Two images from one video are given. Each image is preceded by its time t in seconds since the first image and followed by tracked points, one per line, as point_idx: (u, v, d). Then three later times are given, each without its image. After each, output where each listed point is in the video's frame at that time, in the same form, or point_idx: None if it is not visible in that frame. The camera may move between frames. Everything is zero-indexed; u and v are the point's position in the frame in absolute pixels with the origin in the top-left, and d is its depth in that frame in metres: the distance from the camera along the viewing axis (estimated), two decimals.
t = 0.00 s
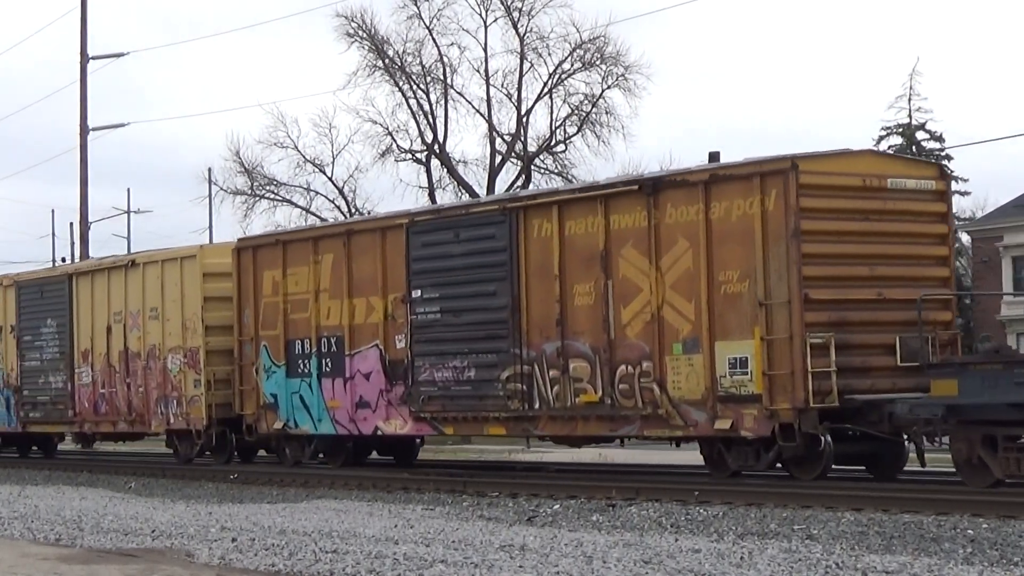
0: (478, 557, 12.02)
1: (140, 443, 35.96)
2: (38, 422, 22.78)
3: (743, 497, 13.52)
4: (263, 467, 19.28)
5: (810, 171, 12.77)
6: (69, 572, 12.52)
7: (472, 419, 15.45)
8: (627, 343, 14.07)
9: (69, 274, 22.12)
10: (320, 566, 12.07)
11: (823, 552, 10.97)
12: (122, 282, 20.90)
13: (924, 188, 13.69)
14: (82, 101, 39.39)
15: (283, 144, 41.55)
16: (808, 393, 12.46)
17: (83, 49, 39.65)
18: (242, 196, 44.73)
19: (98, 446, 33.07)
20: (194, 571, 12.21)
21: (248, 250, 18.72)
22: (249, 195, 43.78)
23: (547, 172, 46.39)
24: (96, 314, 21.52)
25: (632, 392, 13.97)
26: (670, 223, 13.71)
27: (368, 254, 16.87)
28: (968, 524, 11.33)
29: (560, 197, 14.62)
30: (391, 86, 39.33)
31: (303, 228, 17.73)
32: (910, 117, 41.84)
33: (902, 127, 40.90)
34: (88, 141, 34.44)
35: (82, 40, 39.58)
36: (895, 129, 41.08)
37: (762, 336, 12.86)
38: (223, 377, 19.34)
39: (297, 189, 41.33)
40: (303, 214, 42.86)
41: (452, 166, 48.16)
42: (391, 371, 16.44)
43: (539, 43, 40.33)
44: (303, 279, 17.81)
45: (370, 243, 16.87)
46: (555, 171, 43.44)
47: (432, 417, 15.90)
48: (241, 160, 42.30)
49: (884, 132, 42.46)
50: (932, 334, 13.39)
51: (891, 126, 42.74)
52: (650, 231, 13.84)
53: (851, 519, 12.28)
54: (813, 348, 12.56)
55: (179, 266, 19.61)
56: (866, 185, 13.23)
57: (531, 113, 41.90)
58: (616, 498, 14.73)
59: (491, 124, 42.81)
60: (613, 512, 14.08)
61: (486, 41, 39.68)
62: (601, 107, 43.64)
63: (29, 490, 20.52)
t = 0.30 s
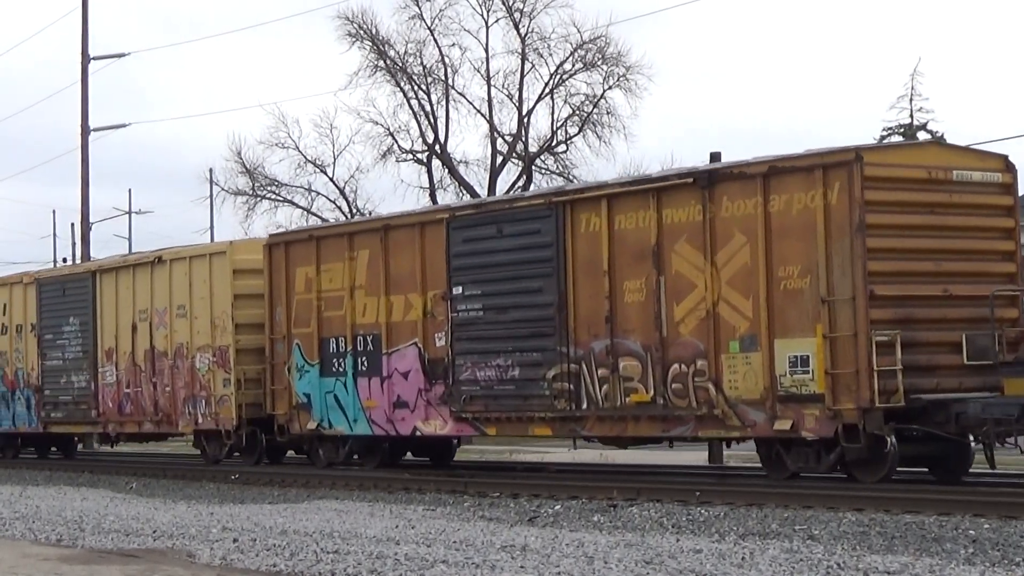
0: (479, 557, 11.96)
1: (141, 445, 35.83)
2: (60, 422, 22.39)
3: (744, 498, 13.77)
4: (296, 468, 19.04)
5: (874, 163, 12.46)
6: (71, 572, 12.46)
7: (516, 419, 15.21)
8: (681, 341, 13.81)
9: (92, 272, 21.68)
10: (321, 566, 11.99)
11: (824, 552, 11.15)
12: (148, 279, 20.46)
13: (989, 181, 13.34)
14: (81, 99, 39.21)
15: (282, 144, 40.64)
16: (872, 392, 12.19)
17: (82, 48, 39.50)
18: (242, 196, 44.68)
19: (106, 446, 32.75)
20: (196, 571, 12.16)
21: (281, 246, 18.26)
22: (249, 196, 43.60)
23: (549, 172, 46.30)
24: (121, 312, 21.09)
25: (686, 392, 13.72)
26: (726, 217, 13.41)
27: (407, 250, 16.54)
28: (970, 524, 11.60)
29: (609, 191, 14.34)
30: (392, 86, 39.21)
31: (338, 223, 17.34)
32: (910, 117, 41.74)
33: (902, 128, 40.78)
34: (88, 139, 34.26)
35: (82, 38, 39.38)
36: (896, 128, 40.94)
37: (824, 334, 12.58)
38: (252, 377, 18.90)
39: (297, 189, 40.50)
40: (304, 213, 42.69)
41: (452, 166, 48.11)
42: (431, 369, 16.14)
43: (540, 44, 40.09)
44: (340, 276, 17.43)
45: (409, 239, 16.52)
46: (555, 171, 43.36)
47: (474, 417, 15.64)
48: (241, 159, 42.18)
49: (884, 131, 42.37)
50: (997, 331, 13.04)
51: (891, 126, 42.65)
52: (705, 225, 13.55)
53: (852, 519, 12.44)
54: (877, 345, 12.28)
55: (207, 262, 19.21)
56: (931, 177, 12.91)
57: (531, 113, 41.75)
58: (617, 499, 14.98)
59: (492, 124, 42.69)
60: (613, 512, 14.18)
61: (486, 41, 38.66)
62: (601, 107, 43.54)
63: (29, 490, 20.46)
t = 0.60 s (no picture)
0: (478, 557, 11.87)
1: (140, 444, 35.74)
2: (81, 422, 22.07)
3: (744, 498, 13.87)
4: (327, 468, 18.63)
5: (943, 154, 11.95)
6: (70, 572, 12.37)
7: (561, 419, 14.76)
8: (735, 339, 13.31)
9: (114, 268, 21.42)
10: (321, 566, 11.90)
11: (823, 552, 11.14)
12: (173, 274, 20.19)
13: None
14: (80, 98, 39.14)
15: (282, 144, 39.77)
16: (941, 392, 11.68)
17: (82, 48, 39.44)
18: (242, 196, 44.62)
19: (119, 445, 32.64)
20: (195, 571, 12.07)
21: (314, 242, 17.92)
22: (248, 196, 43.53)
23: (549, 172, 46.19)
24: (145, 310, 20.82)
25: (741, 391, 13.22)
26: (785, 210, 12.91)
27: (445, 245, 16.18)
28: (969, 524, 11.50)
29: (660, 184, 13.86)
30: (392, 86, 39.11)
31: (373, 218, 17.02)
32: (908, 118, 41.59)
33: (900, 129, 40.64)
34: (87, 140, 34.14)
35: (82, 38, 39.31)
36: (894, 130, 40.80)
37: (888, 332, 12.08)
38: (283, 376, 18.63)
39: (297, 189, 39.71)
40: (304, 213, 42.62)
41: (451, 166, 48.05)
42: (470, 368, 15.75)
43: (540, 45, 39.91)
44: (374, 272, 17.07)
45: (446, 235, 16.18)
46: (554, 171, 43.25)
47: (516, 417, 15.22)
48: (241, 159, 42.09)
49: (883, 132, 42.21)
50: None
51: (891, 126, 42.48)
52: (762, 219, 13.05)
53: (852, 519, 12.45)
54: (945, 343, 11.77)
55: (235, 257, 18.97)
56: (999, 169, 12.35)
57: (531, 113, 41.62)
58: (616, 499, 14.92)
59: (492, 124, 42.58)
60: (613, 512, 14.12)
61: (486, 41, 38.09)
62: (601, 107, 43.43)
63: (29, 490, 20.36)
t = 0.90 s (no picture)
0: (479, 557, 11.76)
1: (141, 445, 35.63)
2: (105, 421, 21.44)
3: (744, 498, 13.81)
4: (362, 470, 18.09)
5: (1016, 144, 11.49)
6: (70, 572, 12.25)
7: (611, 419, 14.16)
8: (795, 336, 12.76)
9: (139, 263, 20.86)
10: (322, 566, 11.78)
11: (824, 552, 11.08)
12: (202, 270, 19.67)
13: None
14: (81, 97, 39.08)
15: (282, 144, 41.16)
16: (1016, 390, 11.26)
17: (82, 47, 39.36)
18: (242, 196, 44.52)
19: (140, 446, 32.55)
20: (195, 571, 11.94)
21: (348, 237, 17.23)
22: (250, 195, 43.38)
23: (550, 172, 46.04)
24: (171, 306, 20.27)
25: (802, 390, 12.68)
26: (848, 203, 12.38)
27: (486, 239, 15.52)
28: (970, 524, 11.44)
29: (715, 175, 13.29)
30: (393, 86, 38.99)
31: (411, 211, 16.34)
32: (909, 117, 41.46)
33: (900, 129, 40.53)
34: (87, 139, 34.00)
35: (83, 38, 39.22)
36: (894, 130, 40.69)
37: (959, 329, 11.60)
38: (316, 373, 18.09)
39: (297, 189, 40.92)
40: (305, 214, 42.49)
41: (452, 165, 48.01)
42: (514, 367, 15.13)
43: (541, 45, 39.91)
44: (412, 268, 16.41)
45: (488, 229, 15.51)
46: (555, 171, 43.16)
47: (563, 417, 14.62)
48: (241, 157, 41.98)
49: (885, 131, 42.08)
50: None
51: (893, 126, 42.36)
52: (824, 212, 12.52)
53: (853, 519, 12.38)
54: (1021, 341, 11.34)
55: (266, 252, 18.38)
56: None
57: (532, 113, 41.52)
58: (617, 499, 14.77)
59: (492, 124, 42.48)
60: (613, 512, 14.00)
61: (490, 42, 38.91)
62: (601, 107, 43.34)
63: (30, 490, 20.22)
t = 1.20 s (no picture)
0: (479, 557, 11.66)
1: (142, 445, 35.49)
2: (130, 420, 21.02)
3: (744, 498, 13.72)
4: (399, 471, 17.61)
5: None
6: (71, 571, 12.13)
7: (663, 419, 13.58)
8: (859, 334, 12.15)
9: (166, 259, 20.45)
10: (323, 566, 11.67)
11: (825, 552, 11.01)
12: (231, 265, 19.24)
13: None
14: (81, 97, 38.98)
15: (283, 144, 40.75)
16: None
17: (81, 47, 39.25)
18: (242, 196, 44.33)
19: (155, 447, 32.27)
20: (196, 571, 11.82)
21: (382, 231, 16.70)
22: (251, 195, 43.24)
23: (552, 172, 45.92)
24: (200, 302, 19.84)
25: (866, 390, 12.08)
26: (915, 195, 11.79)
27: (529, 233, 14.97)
28: (971, 524, 11.50)
29: (774, 167, 12.70)
30: (392, 86, 38.85)
31: (450, 204, 15.82)
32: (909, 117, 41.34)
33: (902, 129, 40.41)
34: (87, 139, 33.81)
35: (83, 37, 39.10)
36: (895, 130, 40.56)
37: None
38: (350, 371, 17.61)
39: (299, 189, 40.54)
40: (306, 213, 42.36)
41: (451, 164, 47.93)
42: (559, 366, 14.55)
43: (542, 46, 39.69)
44: (452, 263, 15.88)
45: (531, 223, 14.96)
46: (556, 172, 43.05)
47: (611, 417, 14.04)
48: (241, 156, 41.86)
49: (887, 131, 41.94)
50: None
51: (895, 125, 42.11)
52: (889, 205, 11.92)
53: (854, 519, 12.43)
54: None
55: (300, 246, 17.96)
56: None
57: (533, 112, 41.41)
58: (618, 499, 14.64)
59: (492, 124, 42.38)
60: (614, 512, 13.89)
61: (491, 40, 38.82)
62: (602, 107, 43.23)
63: (31, 490, 20.07)
